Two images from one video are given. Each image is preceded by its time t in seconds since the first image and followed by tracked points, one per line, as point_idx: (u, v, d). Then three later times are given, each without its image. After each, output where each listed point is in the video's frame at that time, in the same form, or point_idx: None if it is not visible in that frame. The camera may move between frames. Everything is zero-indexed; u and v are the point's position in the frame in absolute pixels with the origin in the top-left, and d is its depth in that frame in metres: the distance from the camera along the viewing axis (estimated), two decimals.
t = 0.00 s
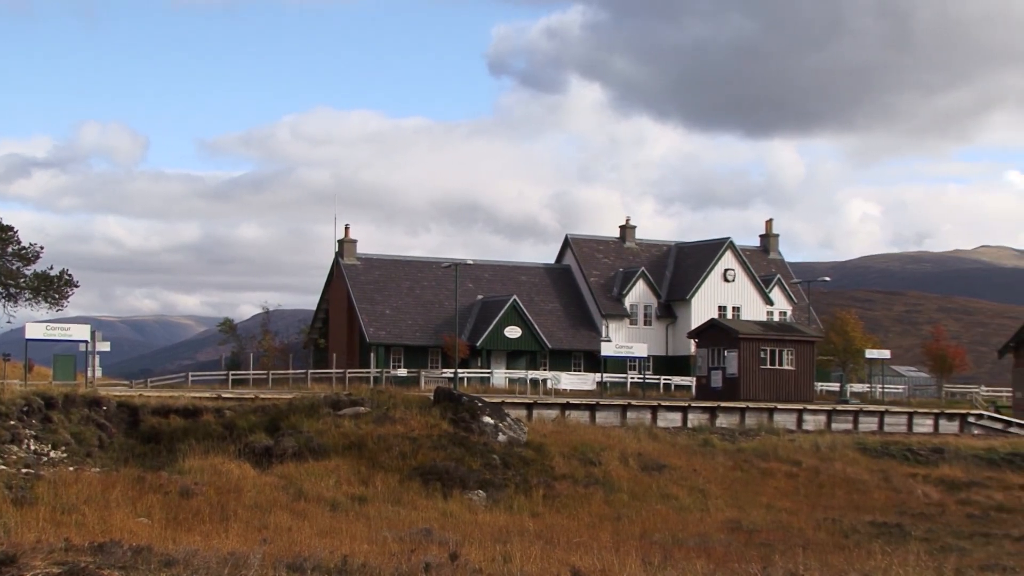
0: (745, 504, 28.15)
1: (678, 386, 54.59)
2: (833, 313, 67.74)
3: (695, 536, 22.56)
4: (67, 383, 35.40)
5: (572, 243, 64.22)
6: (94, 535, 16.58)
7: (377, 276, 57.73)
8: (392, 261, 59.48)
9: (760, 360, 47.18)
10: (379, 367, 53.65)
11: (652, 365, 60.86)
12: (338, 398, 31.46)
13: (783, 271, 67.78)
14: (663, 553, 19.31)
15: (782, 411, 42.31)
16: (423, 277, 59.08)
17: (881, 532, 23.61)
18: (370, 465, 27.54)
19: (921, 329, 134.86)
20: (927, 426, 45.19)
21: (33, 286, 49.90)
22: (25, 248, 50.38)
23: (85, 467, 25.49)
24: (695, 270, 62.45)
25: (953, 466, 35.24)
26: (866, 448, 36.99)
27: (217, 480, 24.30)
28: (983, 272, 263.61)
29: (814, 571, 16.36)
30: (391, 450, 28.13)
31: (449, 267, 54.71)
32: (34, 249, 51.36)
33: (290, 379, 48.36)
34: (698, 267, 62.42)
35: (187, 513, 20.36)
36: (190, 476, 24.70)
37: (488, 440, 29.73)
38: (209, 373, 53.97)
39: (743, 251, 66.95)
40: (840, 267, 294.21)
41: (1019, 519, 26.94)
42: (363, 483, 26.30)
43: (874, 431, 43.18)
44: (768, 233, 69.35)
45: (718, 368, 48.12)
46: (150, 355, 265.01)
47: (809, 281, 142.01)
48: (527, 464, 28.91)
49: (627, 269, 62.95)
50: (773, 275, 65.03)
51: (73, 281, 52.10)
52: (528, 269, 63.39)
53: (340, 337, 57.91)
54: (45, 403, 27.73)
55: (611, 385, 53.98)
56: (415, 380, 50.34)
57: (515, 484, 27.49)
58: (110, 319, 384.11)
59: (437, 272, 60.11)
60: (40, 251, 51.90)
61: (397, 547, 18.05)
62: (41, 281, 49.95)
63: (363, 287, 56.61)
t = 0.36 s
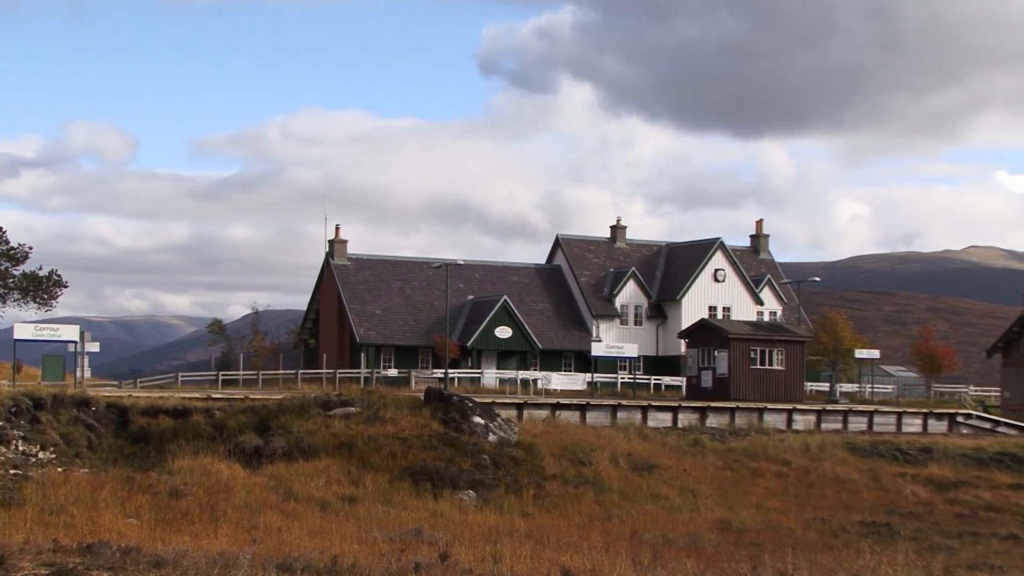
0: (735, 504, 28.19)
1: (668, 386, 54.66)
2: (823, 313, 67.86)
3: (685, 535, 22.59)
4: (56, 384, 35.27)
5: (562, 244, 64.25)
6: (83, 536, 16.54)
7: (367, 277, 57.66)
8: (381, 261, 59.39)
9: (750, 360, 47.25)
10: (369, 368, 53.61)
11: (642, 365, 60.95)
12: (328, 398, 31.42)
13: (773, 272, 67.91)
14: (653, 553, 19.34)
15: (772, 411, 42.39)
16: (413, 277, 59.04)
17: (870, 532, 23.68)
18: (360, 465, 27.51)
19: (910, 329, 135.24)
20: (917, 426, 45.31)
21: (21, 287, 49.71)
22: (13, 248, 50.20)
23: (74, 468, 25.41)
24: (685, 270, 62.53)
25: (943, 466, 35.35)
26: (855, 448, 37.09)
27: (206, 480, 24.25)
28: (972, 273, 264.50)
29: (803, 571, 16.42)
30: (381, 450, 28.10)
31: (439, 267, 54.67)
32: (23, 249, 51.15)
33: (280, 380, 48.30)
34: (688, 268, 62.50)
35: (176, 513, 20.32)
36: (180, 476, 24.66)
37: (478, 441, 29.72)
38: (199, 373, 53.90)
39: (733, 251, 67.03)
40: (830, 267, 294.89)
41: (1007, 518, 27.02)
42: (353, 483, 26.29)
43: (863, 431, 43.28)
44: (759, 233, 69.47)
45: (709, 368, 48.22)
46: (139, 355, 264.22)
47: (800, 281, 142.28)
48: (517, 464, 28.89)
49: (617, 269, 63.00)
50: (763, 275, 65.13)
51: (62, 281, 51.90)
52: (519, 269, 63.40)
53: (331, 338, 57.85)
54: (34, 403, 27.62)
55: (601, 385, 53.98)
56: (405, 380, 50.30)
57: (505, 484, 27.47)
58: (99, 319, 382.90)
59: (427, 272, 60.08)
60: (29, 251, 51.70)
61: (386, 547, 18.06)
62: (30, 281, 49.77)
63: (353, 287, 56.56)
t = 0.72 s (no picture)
0: (710, 503, 28.29)
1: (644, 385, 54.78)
2: (798, 313, 68.19)
3: (660, 535, 22.64)
4: (28, 384, 34.94)
5: (538, 243, 64.26)
6: (56, 537, 16.41)
7: (343, 276, 57.47)
8: (357, 261, 59.19)
9: (726, 359, 47.43)
10: (345, 368, 53.44)
11: (618, 364, 61.07)
12: (304, 398, 31.28)
13: (748, 271, 68.17)
14: (629, 552, 19.38)
15: (747, 410, 42.56)
16: (389, 277, 58.88)
17: (844, 531, 23.82)
18: (336, 465, 27.41)
19: (884, 329, 136.14)
20: (890, 425, 45.60)
21: None
22: None
23: (46, 468, 25.20)
24: (661, 270, 62.68)
25: (916, 465, 35.60)
26: (830, 447, 37.30)
27: (181, 481, 24.09)
28: (945, 273, 266.67)
29: (777, 570, 16.51)
30: (357, 450, 28.00)
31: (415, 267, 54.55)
32: None
33: (256, 380, 48.06)
34: (663, 268, 62.64)
35: (150, 514, 20.19)
36: (154, 477, 24.48)
37: (454, 441, 29.68)
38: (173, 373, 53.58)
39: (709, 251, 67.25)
40: (805, 267, 296.51)
41: (979, 517, 27.26)
42: (328, 483, 26.20)
43: (838, 430, 43.52)
44: (734, 233, 69.73)
45: (684, 368, 48.37)
46: (113, 355, 262.27)
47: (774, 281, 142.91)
48: (493, 464, 28.85)
49: (593, 269, 63.07)
50: (738, 275, 65.37)
51: (34, 281, 51.41)
52: (495, 269, 63.37)
53: (306, 338, 57.62)
54: (7, 404, 27.35)
55: (577, 385, 54.00)
56: (380, 380, 50.17)
57: (481, 484, 27.43)
58: (72, 319, 379.77)
59: (403, 271, 59.93)
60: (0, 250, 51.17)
61: (361, 547, 18.03)
62: (2, 281, 49.29)
63: (328, 287, 56.35)
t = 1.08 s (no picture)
0: (677, 502, 28.38)
1: (612, 385, 54.93)
2: (764, 313, 68.59)
3: (628, 534, 22.68)
4: None
5: (506, 243, 64.22)
6: (18, 537, 16.20)
7: (311, 275, 57.17)
8: (324, 260, 58.89)
9: (693, 359, 47.62)
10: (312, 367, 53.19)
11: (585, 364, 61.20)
12: (272, 397, 31.07)
13: (716, 272, 68.49)
14: (597, 552, 19.42)
15: (714, 410, 42.76)
16: (357, 276, 58.63)
17: (810, 530, 23.97)
18: (303, 464, 27.25)
19: (851, 329, 137.27)
20: (856, 425, 45.95)
21: None
22: None
23: (10, 468, 24.88)
24: (629, 270, 62.85)
25: (881, 464, 35.90)
26: (796, 447, 37.55)
27: (147, 480, 23.85)
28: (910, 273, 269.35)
29: (742, 569, 16.60)
30: (324, 449, 27.83)
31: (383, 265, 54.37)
32: None
33: (223, 379, 47.71)
34: (631, 268, 62.80)
35: (115, 514, 19.98)
36: (120, 477, 24.23)
37: (422, 440, 29.59)
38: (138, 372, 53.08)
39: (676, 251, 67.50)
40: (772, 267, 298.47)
41: (943, 516, 27.53)
42: (295, 482, 26.04)
43: (804, 430, 43.83)
44: (702, 233, 70.05)
45: (652, 368, 48.54)
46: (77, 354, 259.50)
47: (742, 281, 143.73)
48: (460, 464, 28.77)
49: (561, 269, 63.13)
50: (706, 275, 65.66)
51: None
52: (463, 268, 63.29)
53: (273, 337, 57.27)
54: None
55: (545, 384, 54.01)
56: (348, 379, 49.96)
57: (448, 484, 27.34)
58: (35, 317, 375.48)
59: (371, 270, 59.70)
60: None
61: (328, 547, 17.94)
62: None
63: (296, 286, 56.06)
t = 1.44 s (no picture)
0: (650, 501, 28.45)
1: (585, 384, 55.04)
2: (737, 312, 68.89)
3: (601, 533, 22.70)
4: None
5: (480, 242, 64.15)
6: None
7: (284, 274, 56.88)
8: (297, 258, 58.60)
9: (666, 358, 47.75)
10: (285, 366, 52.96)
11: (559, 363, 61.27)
12: (244, 396, 30.87)
13: (689, 271, 68.73)
14: (570, 550, 19.42)
15: (687, 409, 42.91)
16: (330, 275, 58.37)
17: (782, 529, 24.08)
18: (275, 464, 27.10)
19: (823, 328, 138.10)
20: (828, 424, 46.23)
21: None
22: None
23: None
24: (602, 269, 62.94)
25: (853, 463, 36.16)
26: (768, 445, 37.75)
27: (118, 480, 23.64)
28: (881, 272, 271.46)
29: (715, 568, 16.64)
30: (297, 448, 27.68)
31: (357, 264, 54.16)
32: None
33: (195, 378, 47.41)
34: (605, 267, 62.89)
35: (86, 513, 19.80)
36: (91, 476, 23.99)
37: (395, 439, 29.49)
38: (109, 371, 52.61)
39: (650, 250, 67.64)
40: (744, 266, 299.96)
41: (914, 514, 27.76)
42: (268, 481, 25.90)
43: (776, 428, 44.08)
44: (676, 232, 70.28)
45: (625, 367, 48.65)
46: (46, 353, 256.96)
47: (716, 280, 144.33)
48: (433, 463, 28.69)
49: (534, 268, 63.15)
50: (679, 274, 65.84)
51: None
52: (436, 267, 63.17)
53: (246, 336, 56.97)
54: None
55: (518, 383, 54.01)
56: (321, 378, 49.76)
57: (421, 483, 27.25)
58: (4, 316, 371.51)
59: (344, 269, 59.48)
60: None
61: (301, 545, 17.86)
62: None
63: (269, 285, 55.78)
